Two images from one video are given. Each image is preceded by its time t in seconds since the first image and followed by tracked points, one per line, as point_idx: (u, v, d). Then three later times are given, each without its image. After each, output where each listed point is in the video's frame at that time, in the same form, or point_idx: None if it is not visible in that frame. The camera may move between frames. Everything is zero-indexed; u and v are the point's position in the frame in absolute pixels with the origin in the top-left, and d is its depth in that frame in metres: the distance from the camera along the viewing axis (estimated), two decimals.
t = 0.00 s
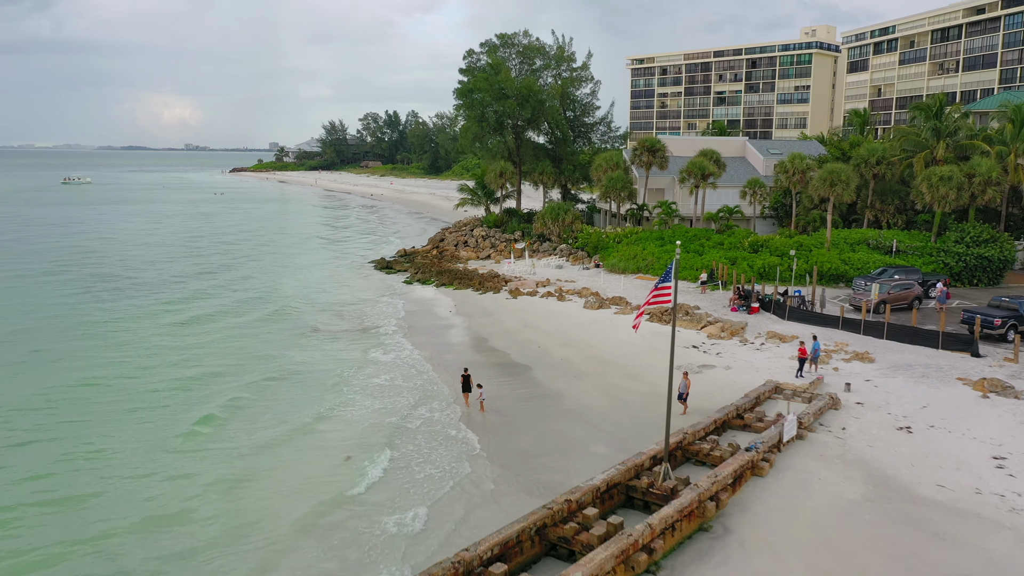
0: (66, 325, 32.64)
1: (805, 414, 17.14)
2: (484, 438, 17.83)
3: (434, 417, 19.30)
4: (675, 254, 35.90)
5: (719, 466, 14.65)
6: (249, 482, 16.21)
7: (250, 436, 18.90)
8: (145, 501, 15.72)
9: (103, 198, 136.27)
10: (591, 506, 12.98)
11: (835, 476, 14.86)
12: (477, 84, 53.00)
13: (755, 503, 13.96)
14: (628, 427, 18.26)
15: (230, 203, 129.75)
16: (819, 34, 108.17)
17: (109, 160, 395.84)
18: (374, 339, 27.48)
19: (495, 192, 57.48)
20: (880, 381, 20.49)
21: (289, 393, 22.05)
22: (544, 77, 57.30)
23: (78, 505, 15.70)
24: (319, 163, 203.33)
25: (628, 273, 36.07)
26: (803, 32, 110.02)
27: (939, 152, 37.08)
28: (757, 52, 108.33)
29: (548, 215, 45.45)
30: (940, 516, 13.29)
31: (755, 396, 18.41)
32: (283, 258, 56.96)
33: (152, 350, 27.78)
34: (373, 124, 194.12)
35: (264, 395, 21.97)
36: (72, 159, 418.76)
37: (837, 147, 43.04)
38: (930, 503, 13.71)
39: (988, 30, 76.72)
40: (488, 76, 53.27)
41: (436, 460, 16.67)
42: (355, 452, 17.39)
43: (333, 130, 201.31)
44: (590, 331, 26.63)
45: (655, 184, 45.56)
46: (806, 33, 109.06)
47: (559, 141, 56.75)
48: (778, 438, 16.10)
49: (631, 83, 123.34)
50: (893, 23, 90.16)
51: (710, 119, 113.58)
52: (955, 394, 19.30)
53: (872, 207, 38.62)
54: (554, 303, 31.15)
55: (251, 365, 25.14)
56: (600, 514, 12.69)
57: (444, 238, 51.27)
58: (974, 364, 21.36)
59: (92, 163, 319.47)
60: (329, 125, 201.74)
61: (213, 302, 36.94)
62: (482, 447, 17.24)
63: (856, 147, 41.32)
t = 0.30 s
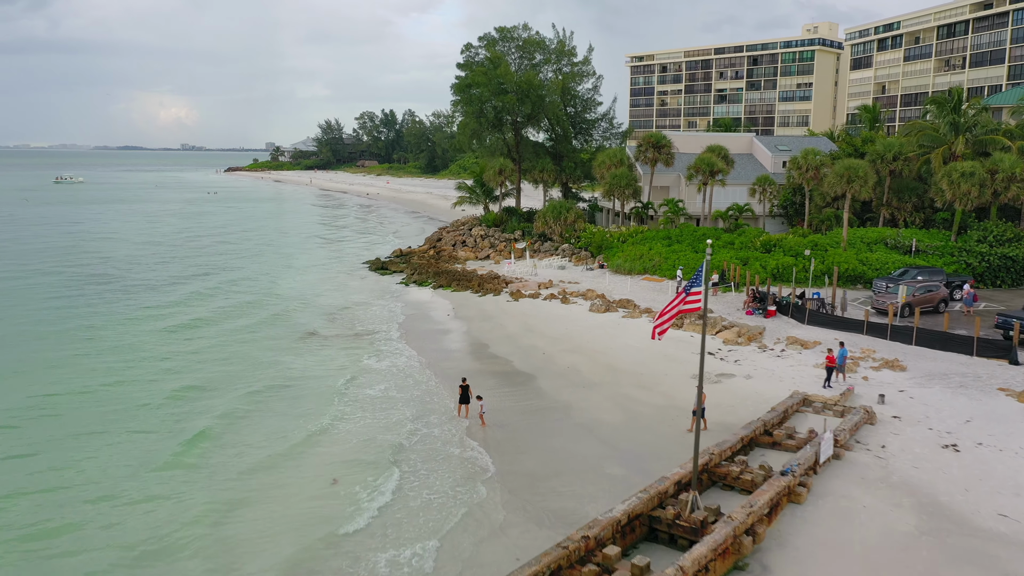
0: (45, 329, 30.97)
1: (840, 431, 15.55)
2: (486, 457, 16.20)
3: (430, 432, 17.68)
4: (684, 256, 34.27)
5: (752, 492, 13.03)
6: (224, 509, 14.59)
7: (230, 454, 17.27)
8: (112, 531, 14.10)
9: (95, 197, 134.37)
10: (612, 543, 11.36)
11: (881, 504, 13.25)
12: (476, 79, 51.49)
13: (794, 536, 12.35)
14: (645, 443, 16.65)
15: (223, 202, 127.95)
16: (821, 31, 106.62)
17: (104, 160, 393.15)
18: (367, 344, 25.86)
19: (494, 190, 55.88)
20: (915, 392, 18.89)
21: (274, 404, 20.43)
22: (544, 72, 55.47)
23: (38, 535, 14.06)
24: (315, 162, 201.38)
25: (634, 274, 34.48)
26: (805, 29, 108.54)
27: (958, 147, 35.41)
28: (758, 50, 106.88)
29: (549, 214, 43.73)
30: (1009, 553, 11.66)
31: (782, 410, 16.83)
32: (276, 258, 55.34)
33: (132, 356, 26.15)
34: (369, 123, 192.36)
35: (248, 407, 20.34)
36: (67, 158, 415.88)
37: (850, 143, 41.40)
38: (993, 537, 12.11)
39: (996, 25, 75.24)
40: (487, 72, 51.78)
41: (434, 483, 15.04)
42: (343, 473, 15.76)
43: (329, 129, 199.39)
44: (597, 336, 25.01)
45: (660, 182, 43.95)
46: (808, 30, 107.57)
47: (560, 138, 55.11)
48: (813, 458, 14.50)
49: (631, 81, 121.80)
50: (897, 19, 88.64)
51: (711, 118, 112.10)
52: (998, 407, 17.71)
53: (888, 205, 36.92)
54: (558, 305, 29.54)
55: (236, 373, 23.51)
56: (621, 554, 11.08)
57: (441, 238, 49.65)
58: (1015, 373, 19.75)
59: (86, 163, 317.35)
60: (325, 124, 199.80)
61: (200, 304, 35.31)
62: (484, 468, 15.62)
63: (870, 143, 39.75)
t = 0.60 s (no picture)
0: (20, 333, 29.28)
1: (883, 451, 14.00)
2: (488, 480, 14.61)
3: (426, 451, 16.08)
4: (692, 256, 32.74)
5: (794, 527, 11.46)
6: (195, 542, 12.98)
7: (202, 478, 15.63)
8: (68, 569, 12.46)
9: (87, 196, 132.27)
10: None
11: (938, 539, 11.71)
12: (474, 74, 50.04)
13: None
14: (664, 462, 15.08)
15: (217, 201, 126.10)
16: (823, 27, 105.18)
17: (98, 159, 390.44)
18: (360, 351, 24.29)
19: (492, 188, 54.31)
20: (954, 404, 17.37)
21: (256, 419, 18.78)
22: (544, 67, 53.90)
23: None
24: (310, 161, 199.35)
25: (640, 275, 32.93)
26: (806, 26, 107.09)
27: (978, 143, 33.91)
28: (758, 47, 105.41)
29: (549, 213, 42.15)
30: None
31: (814, 427, 15.30)
32: (268, 259, 53.68)
33: (107, 362, 24.50)
34: (364, 122, 190.45)
35: (227, 422, 18.68)
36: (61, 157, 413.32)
37: (861, 138, 39.89)
38: None
39: (1002, 20, 73.82)
40: (485, 67, 50.32)
41: (431, 513, 13.40)
42: (329, 500, 14.13)
43: (324, 128, 197.40)
44: (605, 341, 23.45)
45: (665, 179, 42.40)
46: (809, 27, 106.17)
47: (559, 135, 53.50)
48: (856, 484, 12.95)
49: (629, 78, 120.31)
50: (901, 15, 87.24)
51: (711, 116, 110.61)
52: None
53: (905, 203, 35.41)
54: (562, 309, 27.94)
55: (216, 383, 21.85)
56: None
57: (438, 237, 48.06)
58: None
59: (80, 163, 314.84)
60: (320, 123, 197.85)
61: (184, 307, 33.62)
62: (488, 495, 14.01)
63: (883, 139, 38.24)
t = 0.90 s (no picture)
0: None
1: (935, 478, 12.49)
2: (490, 511, 13.05)
3: (421, 475, 14.53)
4: (702, 257, 31.26)
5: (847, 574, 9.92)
6: None
7: (168, 505, 13.97)
8: None
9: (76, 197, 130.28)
10: None
11: None
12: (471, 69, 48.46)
13: None
14: (686, 489, 13.52)
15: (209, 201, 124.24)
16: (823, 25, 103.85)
17: (90, 159, 387.69)
18: (351, 359, 22.69)
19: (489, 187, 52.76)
20: (1000, 420, 15.83)
21: (235, 436, 17.19)
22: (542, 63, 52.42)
23: None
24: (304, 161, 197.38)
25: (646, 277, 31.38)
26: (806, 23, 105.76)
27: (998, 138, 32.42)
28: (758, 44, 104.02)
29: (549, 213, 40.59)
30: None
31: (853, 449, 13.77)
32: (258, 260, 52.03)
33: (78, 372, 22.85)
34: (359, 121, 188.63)
35: (201, 441, 17.05)
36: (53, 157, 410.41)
37: (872, 135, 38.51)
38: None
39: (1008, 16, 72.47)
40: (482, 61, 48.74)
41: (426, 553, 11.79)
42: (311, 535, 12.52)
43: (318, 127, 195.47)
44: (613, 349, 21.90)
45: (669, 177, 40.91)
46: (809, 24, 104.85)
47: (559, 132, 51.96)
48: (910, 518, 11.42)
49: (627, 77, 118.88)
50: (903, 12, 85.88)
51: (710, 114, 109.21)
52: None
53: (921, 201, 33.93)
54: (564, 314, 26.36)
55: (194, 395, 20.22)
56: None
57: (434, 238, 46.47)
58: None
59: (72, 163, 312.23)
60: (314, 123, 195.95)
61: (167, 312, 31.97)
62: (490, 529, 12.43)
63: (896, 136, 36.82)
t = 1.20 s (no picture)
0: None
1: (1000, 507, 11.03)
2: (495, 545, 11.55)
3: (417, 500, 13.05)
4: (710, 257, 29.77)
5: None
6: None
7: (131, 539, 12.43)
8: None
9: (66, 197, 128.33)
10: None
11: None
12: (469, 62, 47.05)
13: None
14: (716, 519, 12.05)
15: (202, 201, 122.52)
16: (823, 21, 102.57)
17: (83, 159, 384.97)
18: (343, 367, 21.20)
19: (487, 185, 51.27)
20: None
21: (216, 452, 15.68)
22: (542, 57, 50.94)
23: None
24: (298, 160, 195.59)
25: (653, 279, 29.93)
26: (806, 20, 104.50)
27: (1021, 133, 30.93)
28: (757, 41, 102.78)
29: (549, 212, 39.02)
30: None
31: (901, 472, 12.33)
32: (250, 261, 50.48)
33: (47, 382, 21.30)
34: (354, 120, 186.86)
35: (175, 461, 15.52)
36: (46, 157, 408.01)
37: (886, 130, 37.09)
38: None
39: (1013, 12, 71.24)
40: (480, 55, 47.27)
41: None
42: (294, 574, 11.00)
43: (313, 127, 193.65)
44: (624, 356, 20.42)
45: (674, 175, 39.47)
46: (809, 21, 103.64)
47: (558, 129, 50.48)
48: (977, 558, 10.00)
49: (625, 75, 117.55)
50: (906, 8, 84.64)
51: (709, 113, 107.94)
52: None
53: (939, 200, 32.40)
54: (569, 318, 24.86)
55: (170, 408, 18.68)
56: None
57: (430, 237, 44.96)
58: None
59: (64, 163, 310.01)
60: (309, 122, 194.17)
61: (150, 316, 30.43)
62: (496, 568, 10.95)
63: (911, 132, 35.40)
